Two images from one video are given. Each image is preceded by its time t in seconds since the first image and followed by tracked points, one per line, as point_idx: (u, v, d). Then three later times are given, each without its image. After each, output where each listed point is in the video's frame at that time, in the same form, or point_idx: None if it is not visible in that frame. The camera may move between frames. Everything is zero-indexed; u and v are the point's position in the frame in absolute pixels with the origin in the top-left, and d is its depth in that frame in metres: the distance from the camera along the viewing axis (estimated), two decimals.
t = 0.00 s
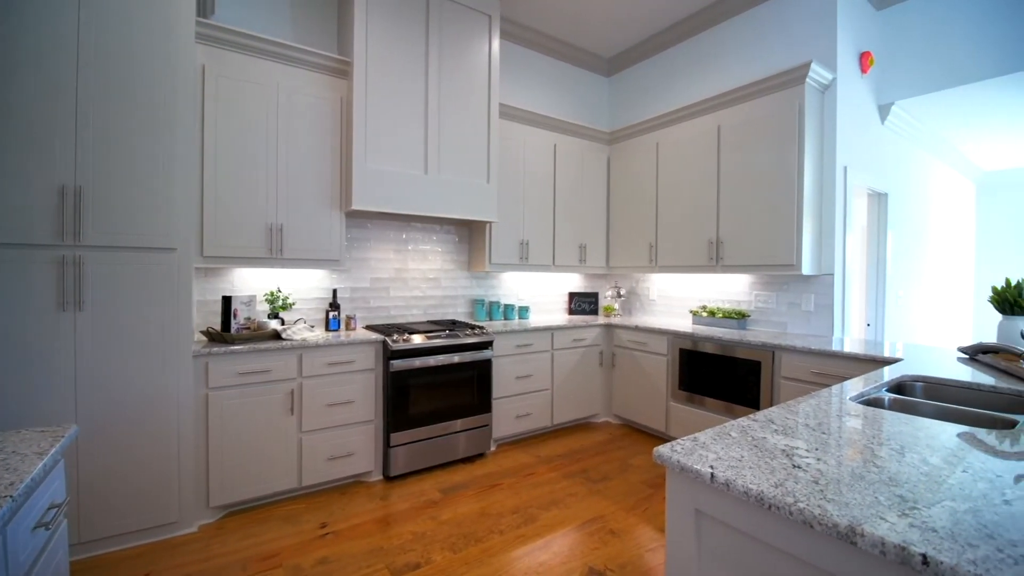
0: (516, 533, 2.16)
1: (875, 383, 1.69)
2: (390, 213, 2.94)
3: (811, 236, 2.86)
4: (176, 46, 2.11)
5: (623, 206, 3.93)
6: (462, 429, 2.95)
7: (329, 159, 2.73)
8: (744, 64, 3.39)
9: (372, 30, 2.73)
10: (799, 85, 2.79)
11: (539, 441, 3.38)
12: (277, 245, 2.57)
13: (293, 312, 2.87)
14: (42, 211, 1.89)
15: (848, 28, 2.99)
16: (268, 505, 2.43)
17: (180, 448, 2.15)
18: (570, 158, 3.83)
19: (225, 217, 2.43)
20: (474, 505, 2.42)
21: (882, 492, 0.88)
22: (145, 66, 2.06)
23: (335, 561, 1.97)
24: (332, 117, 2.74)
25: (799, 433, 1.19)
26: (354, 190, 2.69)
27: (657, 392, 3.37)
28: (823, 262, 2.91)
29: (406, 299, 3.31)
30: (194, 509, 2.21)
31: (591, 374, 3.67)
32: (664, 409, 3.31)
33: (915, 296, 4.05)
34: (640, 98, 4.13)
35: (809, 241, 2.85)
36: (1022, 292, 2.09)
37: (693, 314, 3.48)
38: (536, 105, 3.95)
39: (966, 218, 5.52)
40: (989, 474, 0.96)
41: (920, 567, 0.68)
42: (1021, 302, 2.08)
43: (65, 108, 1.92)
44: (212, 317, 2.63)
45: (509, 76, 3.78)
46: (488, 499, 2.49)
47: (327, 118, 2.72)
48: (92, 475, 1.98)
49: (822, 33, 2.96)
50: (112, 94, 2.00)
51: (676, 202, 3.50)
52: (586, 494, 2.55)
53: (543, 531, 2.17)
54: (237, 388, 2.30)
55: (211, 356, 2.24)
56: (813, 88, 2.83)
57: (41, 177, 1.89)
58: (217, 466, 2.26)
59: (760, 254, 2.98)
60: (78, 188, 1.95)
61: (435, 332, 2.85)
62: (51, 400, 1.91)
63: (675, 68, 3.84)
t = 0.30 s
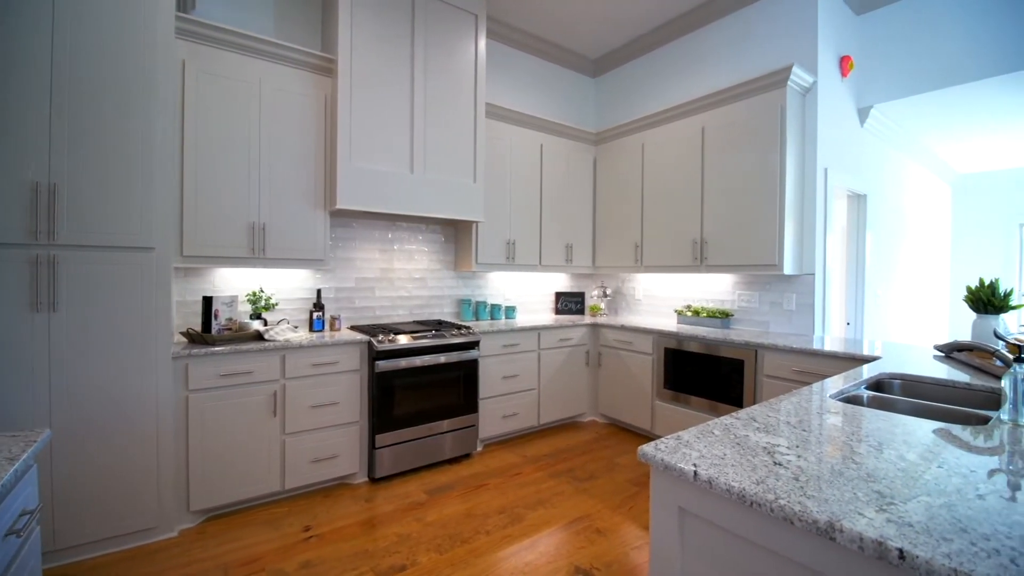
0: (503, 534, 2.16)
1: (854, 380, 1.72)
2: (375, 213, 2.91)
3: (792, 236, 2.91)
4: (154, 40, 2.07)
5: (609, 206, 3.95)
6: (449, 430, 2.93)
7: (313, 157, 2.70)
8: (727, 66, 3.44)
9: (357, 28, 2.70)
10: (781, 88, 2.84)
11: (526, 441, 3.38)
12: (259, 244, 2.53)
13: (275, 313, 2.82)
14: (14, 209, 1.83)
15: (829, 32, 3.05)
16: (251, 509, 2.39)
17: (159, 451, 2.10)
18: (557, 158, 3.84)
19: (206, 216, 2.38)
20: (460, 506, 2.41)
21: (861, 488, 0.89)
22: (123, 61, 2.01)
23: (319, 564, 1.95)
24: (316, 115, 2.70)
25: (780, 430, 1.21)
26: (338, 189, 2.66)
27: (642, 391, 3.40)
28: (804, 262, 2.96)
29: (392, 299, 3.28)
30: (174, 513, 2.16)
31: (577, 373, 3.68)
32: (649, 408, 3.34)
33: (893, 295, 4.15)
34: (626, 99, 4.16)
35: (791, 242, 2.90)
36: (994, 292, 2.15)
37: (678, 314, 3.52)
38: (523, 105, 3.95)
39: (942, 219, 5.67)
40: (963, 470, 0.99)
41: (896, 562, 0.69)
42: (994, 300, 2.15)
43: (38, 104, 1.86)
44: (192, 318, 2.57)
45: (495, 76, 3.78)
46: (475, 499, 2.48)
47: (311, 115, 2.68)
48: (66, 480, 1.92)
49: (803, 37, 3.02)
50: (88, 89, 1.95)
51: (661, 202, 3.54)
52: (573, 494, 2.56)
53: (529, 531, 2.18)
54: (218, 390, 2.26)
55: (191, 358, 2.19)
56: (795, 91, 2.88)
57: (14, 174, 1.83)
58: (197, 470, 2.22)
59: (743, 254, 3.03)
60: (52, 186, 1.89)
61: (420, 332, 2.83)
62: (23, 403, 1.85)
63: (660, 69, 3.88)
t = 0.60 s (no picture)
0: (489, 534, 2.16)
1: (833, 378, 1.75)
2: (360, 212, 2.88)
3: (774, 237, 2.96)
4: (130, 34, 2.02)
5: (596, 207, 3.97)
6: (435, 430, 2.92)
7: (295, 155, 2.66)
8: (711, 69, 3.48)
9: (341, 25, 2.67)
10: (763, 91, 2.89)
11: (512, 440, 3.38)
12: (240, 244, 2.48)
13: (258, 313, 2.78)
14: None
15: (810, 36, 3.11)
16: (232, 513, 2.34)
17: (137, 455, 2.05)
18: (543, 158, 3.84)
19: (185, 214, 2.33)
20: (446, 507, 2.40)
21: (839, 484, 0.91)
22: (99, 56, 1.96)
23: (302, 568, 1.92)
24: (300, 113, 2.67)
25: (761, 428, 1.23)
26: (322, 187, 2.63)
27: (628, 390, 3.42)
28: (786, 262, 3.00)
29: (377, 299, 3.25)
30: (153, 519, 2.11)
31: (563, 373, 3.70)
32: (635, 407, 3.37)
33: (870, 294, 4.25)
34: (612, 100, 4.18)
35: (773, 242, 2.95)
36: (968, 291, 2.22)
37: (663, 313, 3.56)
38: (509, 105, 3.95)
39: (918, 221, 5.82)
40: (937, 465, 1.01)
41: (873, 556, 0.71)
42: (968, 299, 2.21)
43: (10, 98, 1.81)
44: (171, 319, 2.51)
45: (482, 75, 3.78)
46: (461, 500, 2.47)
47: (294, 113, 2.65)
48: (39, 486, 1.87)
49: (784, 41, 3.07)
50: (62, 84, 1.90)
51: (646, 203, 3.57)
52: (559, 493, 2.56)
53: (515, 531, 2.18)
54: (198, 393, 2.21)
55: (170, 360, 2.14)
56: (776, 94, 2.93)
57: None
58: (176, 474, 2.16)
59: (727, 254, 3.07)
60: (25, 184, 1.84)
61: (406, 333, 2.80)
62: None
63: (645, 71, 3.91)
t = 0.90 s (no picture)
0: (474, 534, 2.15)
1: (812, 376, 1.79)
2: (344, 211, 2.85)
3: (756, 238, 3.00)
4: (106, 28, 1.97)
5: (581, 207, 3.99)
6: (420, 431, 2.90)
7: (277, 153, 2.62)
8: (694, 71, 3.52)
9: (324, 21, 2.63)
10: (745, 94, 2.93)
11: (498, 440, 3.37)
12: (220, 243, 2.43)
13: (238, 314, 2.73)
14: None
15: (791, 40, 3.16)
16: (211, 517, 2.29)
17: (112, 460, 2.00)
18: (529, 158, 3.85)
19: (163, 213, 2.28)
20: (431, 508, 2.39)
21: (816, 480, 0.93)
22: (73, 50, 1.91)
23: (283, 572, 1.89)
24: (282, 110, 2.63)
25: (742, 425, 1.25)
26: (304, 186, 2.59)
27: (613, 389, 3.44)
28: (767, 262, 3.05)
29: (361, 299, 3.22)
30: (129, 525, 2.06)
31: (549, 373, 3.70)
32: (620, 406, 3.39)
33: (849, 293, 4.35)
34: (597, 101, 4.21)
35: (755, 242, 3.00)
36: (942, 290, 2.28)
37: (647, 313, 3.59)
38: (494, 105, 3.95)
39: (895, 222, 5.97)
40: (912, 461, 1.04)
41: (848, 551, 0.72)
42: (942, 299, 2.27)
43: None
44: (148, 320, 2.46)
45: (467, 74, 3.77)
46: (446, 501, 2.46)
47: (275, 111, 2.61)
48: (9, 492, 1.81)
49: (766, 44, 3.12)
50: (34, 79, 1.85)
51: (631, 204, 3.60)
52: (544, 492, 2.57)
53: (500, 531, 2.17)
54: (176, 395, 2.16)
55: (146, 362, 2.09)
56: (758, 96, 2.97)
57: None
58: (153, 479, 2.11)
59: (710, 255, 3.11)
60: None
61: (390, 333, 2.78)
62: None
63: (630, 72, 3.94)
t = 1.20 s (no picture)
0: (458, 535, 2.14)
1: (792, 374, 1.82)
2: (327, 210, 2.82)
3: (737, 238, 3.05)
4: (80, 23, 1.94)
5: (567, 207, 4.00)
6: (405, 432, 2.88)
7: (258, 151, 2.57)
8: (678, 73, 3.55)
9: (306, 17, 2.59)
10: (727, 96, 2.97)
11: (483, 441, 3.37)
12: (199, 242, 2.39)
13: (218, 315, 2.68)
14: None
15: (771, 44, 3.21)
16: (190, 522, 2.25)
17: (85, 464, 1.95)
18: (514, 158, 3.85)
19: (139, 211, 2.22)
20: (415, 509, 2.37)
21: (792, 476, 0.95)
22: (45, 44, 1.88)
23: None
24: (263, 107, 2.59)
25: (722, 423, 1.26)
26: (286, 185, 2.55)
27: (598, 389, 3.46)
28: (749, 262, 3.10)
29: (345, 300, 3.19)
30: (103, 531, 2.01)
31: (535, 372, 3.71)
32: (605, 405, 3.41)
33: (828, 292, 4.44)
34: (583, 102, 4.22)
35: (736, 243, 3.04)
36: (916, 289, 2.34)
37: (632, 312, 3.62)
38: (480, 105, 3.94)
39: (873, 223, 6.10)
40: (885, 456, 1.06)
41: (822, 545, 0.74)
42: (916, 298, 2.33)
43: None
44: (123, 321, 2.40)
45: (452, 74, 3.75)
46: (430, 502, 2.45)
47: (256, 108, 2.56)
48: None
49: (747, 47, 3.16)
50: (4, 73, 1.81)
51: (615, 204, 3.62)
52: (530, 492, 2.57)
53: (484, 532, 2.17)
54: (152, 398, 2.11)
55: (121, 364, 2.04)
56: (739, 99, 3.01)
57: None
58: (129, 484, 2.06)
59: (693, 255, 3.14)
60: None
61: (374, 334, 2.75)
62: None
63: (615, 73, 3.97)
